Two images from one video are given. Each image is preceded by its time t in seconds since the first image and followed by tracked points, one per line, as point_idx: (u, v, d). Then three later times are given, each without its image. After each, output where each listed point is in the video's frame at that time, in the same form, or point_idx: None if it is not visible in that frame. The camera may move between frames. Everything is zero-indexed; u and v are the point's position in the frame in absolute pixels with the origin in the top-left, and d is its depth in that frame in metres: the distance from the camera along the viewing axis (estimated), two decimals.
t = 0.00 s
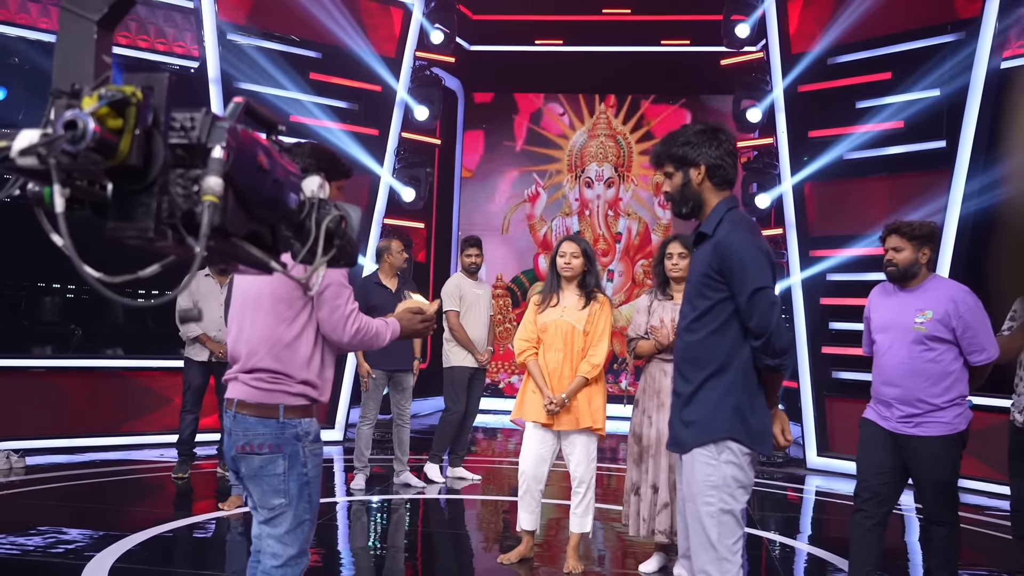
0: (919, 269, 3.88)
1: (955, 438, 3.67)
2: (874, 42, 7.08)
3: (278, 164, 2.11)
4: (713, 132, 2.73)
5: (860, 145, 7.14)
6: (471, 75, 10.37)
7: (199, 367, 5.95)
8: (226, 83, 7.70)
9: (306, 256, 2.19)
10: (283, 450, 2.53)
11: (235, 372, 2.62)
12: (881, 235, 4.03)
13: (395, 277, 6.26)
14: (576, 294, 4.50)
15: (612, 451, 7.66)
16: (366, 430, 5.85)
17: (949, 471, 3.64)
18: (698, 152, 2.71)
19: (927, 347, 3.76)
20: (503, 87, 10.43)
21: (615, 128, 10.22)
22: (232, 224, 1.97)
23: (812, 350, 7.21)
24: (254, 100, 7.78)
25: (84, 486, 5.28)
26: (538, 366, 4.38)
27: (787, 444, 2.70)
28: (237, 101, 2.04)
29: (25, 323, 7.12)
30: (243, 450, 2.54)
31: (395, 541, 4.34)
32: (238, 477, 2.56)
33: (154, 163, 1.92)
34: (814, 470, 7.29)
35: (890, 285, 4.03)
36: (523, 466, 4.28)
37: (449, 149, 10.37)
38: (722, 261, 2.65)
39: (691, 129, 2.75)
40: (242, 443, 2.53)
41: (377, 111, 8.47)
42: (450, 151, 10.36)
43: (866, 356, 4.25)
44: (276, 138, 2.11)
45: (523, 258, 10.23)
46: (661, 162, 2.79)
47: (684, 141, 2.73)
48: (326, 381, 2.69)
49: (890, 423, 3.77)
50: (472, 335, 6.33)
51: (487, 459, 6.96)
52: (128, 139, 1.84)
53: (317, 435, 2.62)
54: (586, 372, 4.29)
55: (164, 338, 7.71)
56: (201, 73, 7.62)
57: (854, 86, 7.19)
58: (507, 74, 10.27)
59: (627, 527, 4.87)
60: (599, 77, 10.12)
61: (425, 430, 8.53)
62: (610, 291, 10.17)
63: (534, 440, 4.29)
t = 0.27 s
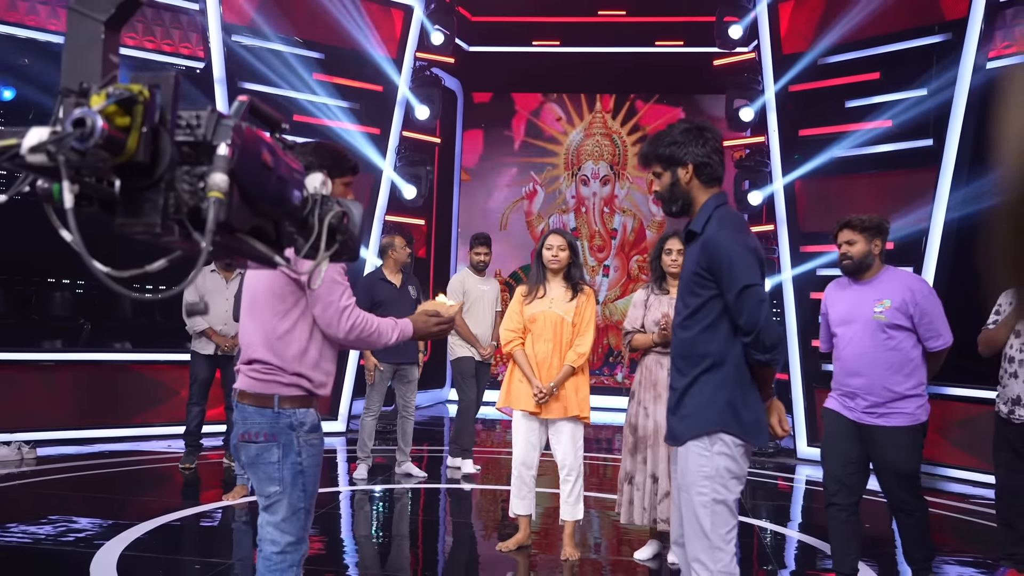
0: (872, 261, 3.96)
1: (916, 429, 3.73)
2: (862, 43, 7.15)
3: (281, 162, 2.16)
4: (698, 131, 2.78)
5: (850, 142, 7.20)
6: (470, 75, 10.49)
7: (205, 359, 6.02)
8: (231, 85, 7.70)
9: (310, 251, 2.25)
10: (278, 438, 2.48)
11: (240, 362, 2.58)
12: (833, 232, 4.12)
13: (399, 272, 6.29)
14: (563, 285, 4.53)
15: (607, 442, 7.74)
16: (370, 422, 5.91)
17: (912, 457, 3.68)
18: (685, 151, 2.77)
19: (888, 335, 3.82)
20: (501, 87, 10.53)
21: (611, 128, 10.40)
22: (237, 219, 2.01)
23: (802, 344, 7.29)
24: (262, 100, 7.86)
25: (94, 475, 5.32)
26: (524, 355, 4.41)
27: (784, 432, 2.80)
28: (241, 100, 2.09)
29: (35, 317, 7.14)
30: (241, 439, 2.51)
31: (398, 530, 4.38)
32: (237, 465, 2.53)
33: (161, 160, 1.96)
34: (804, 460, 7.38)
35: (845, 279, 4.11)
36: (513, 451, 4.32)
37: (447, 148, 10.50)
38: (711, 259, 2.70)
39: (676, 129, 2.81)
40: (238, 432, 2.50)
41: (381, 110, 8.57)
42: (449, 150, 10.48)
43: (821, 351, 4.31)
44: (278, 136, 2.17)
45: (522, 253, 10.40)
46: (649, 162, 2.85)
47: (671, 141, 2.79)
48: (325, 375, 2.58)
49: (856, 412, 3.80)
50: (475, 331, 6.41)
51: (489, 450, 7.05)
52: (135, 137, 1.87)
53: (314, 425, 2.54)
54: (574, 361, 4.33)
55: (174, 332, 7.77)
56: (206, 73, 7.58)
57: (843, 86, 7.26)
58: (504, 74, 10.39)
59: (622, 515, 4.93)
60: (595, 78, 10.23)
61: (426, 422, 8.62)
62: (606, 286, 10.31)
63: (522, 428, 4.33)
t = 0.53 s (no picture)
0: (843, 251, 3.90)
1: (888, 413, 3.70)
2: (853, 43, 7.22)
3: (287, 158, 2.20)
4: (685, 129, 2.83)
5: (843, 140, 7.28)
6: (469, 73, 10.54)
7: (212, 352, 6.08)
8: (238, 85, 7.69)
9: (314, 245, 2.29)
10: (276, 428, 2.52)
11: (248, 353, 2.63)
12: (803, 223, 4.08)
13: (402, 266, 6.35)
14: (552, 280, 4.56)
15: (606, 433, 7.81)
16: (374, 414, 5.96)
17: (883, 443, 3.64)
18: (673, 149, 2.81)
19: (861, 323, 3.78)
20: (501, 86, 10.59)
21: (609, 126, 10.46)
22: (243, 214, 2.05)
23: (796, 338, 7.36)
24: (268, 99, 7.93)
25: (103, 466, 5.35)
26: (514, 348, 4.44)
27: (774, 423, 2.88)
28: (247, 98, 2.12)
29: (45, 311, 7.25)
30: (244, 429, 2.56)
31: (401, 520, 4.41)
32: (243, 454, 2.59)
33: (169, 156, 1.99)
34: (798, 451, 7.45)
35: (817, 270, 4.06)
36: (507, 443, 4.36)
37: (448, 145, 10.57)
38: (697, 255, 2.75)
39: (663, 127, 2.85)
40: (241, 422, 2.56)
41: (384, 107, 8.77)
42: (450, 146, 10.55)
43: (794, 341, 4.27)
44: (284, 133, 2.20)
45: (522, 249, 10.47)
46: (638, 161, 2.89)
47: (658, 139, 2.83)
48: (328, 369, 2.59)
49: (829, 399, 3.79)
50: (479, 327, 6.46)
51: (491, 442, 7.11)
52: (144, 133, 1.90)
53: (313, 414, 2.55)
54: (566, 353, 4.38)
55: (183, 326, 7.82)
56: (211, 73, 7.55)
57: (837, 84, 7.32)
58: (504, 72, 10.43)
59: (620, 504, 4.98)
60: (592, 76, 10.27)
61: (427, 413, 8.69)
62: (604, 281, 10.37)
63: (517, 419, 4.36)
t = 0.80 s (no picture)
0: (826, 246, 3.90)
1: (865, 408, 3.68)
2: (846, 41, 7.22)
3: (287, 153, 2.22)
4: (662, 129, 2.85)
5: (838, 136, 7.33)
6: (467, 69, 10.55)
7: (214, 346, 6.10)
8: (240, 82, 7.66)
9: (314, 239, 2.31)
10: (274, 418, 2.54)
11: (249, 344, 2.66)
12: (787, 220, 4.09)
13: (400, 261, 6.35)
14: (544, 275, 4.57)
15: (603, 426, 7.85)
16: (373, 407, 5.97)
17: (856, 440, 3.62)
18: (652, 148, 2.84)
19: (841, 318, 3.77)
20: (500, 82, 10.61)
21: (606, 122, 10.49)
22: (244, 208, 2.07)
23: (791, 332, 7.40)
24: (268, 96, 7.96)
25: (104, 458, 5.36)
26: (508, 342, 4.46)
27: (752, 416, 2.88)
28: (248, 93, 2.14)
29: (48, 305, 7.25)
30: (245, 418, 2.59)
31: (401, 511, 4.44)
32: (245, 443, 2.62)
33: (170, 151, 2.00)
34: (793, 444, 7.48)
35: (799, 265, 4.04)
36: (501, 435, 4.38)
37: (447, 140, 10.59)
38: (679, 250, 2.77)
39: (640, 129, 2.87)
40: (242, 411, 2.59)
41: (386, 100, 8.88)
42: (449, 142, 10.56)
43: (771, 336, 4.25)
44: (283, 128, 2.22)
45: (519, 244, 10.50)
46: (616, 162, 2.90)
47: (637, 139, 2.85)
48: (327, 362, 2.61)
49: (808, 394, 3.77)
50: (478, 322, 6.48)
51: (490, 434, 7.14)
52: (145, 128, 1.92)
53: (311, 405, 2.56)
54: (560, 349, 4.42)
55: (185, 320, 7.83)
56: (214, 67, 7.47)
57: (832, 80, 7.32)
58: (501, 68, 10.44)
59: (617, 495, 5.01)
60: (590, 72, 10.29)
61: (426, 407, 8.71)
62: (601, 276, 10.40)
63: (511, 410, 4.39)
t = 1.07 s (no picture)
0: (814, 242, 3.79)
1: (839, 405, 3.58)
2: (840, 36, 7.21)
3: (284, 147, 2.22)
4: (626, 128, 2.79)
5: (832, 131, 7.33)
6: (464, 64, 10.54)
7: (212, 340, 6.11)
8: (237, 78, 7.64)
9: (311, 234, 2.32)
10: (271, 412, 2.54)
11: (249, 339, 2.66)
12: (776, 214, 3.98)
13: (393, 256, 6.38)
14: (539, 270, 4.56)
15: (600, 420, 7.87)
16: (370, 401, 5.98)
17: (826, 436, 3.54)
18: (619, 147, 2.77)
19: (819, 316, 3.68)
20: (496, 78, 10.62)
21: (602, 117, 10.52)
22: (241, 203, 2.07)
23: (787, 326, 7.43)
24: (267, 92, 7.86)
25: (104, 452, 5.37)
26: (503, 336, 4.47)
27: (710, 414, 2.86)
28: (245, 88, 2.14)
29: (48, 300, 7.23)
30: (241, 410, 2.59)
31: (398, 504, 4.45)
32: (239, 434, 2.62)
33: (167, 145, 2.00)
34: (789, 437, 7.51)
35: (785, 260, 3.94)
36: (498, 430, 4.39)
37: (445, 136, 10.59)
38: (650, 242, 2.72)
39: (606, 127, 2.80)
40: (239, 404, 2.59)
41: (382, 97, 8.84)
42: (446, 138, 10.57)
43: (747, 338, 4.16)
44: (280, 123, 2.22)
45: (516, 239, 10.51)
46: (583, 163, 2.82)
47: (602, 139, 2.78)
48: (325, 358, 2.61)
49: (783, 391, 3.70)
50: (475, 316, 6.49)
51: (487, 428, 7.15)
52: (143, 123, 1.91)
53: (308, 401, 2.57)
54: (555, 343, 4.43)
55: (184, 314, 7.84)
56: (211, 63, 7.51)
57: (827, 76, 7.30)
58: (497, 63, 10.45)
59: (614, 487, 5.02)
60: (586, 67, 10.31)
61: (423, 401, 8.72)
62: (598, 271, 10.41)
63: (507, 405, 4.39)
